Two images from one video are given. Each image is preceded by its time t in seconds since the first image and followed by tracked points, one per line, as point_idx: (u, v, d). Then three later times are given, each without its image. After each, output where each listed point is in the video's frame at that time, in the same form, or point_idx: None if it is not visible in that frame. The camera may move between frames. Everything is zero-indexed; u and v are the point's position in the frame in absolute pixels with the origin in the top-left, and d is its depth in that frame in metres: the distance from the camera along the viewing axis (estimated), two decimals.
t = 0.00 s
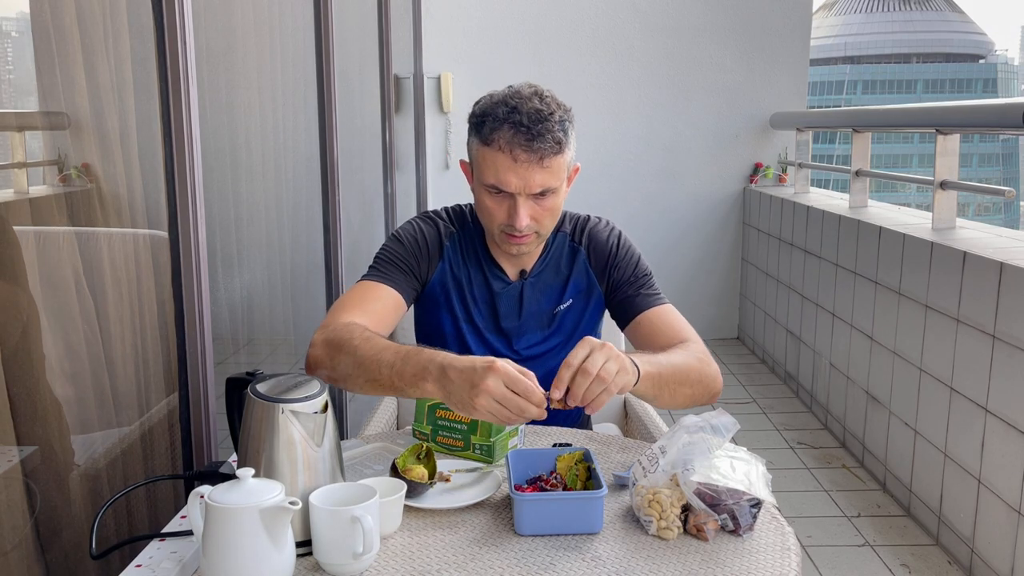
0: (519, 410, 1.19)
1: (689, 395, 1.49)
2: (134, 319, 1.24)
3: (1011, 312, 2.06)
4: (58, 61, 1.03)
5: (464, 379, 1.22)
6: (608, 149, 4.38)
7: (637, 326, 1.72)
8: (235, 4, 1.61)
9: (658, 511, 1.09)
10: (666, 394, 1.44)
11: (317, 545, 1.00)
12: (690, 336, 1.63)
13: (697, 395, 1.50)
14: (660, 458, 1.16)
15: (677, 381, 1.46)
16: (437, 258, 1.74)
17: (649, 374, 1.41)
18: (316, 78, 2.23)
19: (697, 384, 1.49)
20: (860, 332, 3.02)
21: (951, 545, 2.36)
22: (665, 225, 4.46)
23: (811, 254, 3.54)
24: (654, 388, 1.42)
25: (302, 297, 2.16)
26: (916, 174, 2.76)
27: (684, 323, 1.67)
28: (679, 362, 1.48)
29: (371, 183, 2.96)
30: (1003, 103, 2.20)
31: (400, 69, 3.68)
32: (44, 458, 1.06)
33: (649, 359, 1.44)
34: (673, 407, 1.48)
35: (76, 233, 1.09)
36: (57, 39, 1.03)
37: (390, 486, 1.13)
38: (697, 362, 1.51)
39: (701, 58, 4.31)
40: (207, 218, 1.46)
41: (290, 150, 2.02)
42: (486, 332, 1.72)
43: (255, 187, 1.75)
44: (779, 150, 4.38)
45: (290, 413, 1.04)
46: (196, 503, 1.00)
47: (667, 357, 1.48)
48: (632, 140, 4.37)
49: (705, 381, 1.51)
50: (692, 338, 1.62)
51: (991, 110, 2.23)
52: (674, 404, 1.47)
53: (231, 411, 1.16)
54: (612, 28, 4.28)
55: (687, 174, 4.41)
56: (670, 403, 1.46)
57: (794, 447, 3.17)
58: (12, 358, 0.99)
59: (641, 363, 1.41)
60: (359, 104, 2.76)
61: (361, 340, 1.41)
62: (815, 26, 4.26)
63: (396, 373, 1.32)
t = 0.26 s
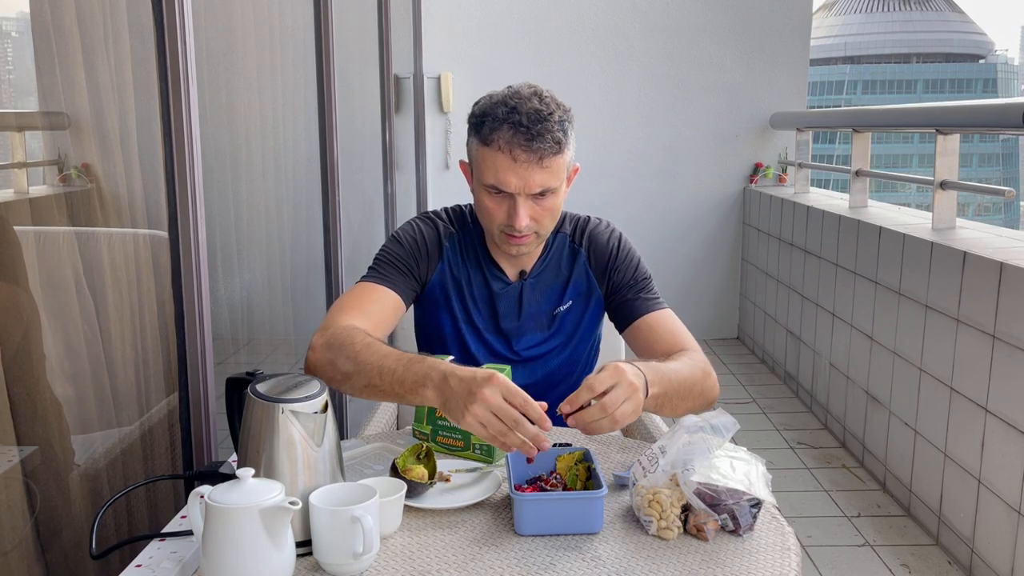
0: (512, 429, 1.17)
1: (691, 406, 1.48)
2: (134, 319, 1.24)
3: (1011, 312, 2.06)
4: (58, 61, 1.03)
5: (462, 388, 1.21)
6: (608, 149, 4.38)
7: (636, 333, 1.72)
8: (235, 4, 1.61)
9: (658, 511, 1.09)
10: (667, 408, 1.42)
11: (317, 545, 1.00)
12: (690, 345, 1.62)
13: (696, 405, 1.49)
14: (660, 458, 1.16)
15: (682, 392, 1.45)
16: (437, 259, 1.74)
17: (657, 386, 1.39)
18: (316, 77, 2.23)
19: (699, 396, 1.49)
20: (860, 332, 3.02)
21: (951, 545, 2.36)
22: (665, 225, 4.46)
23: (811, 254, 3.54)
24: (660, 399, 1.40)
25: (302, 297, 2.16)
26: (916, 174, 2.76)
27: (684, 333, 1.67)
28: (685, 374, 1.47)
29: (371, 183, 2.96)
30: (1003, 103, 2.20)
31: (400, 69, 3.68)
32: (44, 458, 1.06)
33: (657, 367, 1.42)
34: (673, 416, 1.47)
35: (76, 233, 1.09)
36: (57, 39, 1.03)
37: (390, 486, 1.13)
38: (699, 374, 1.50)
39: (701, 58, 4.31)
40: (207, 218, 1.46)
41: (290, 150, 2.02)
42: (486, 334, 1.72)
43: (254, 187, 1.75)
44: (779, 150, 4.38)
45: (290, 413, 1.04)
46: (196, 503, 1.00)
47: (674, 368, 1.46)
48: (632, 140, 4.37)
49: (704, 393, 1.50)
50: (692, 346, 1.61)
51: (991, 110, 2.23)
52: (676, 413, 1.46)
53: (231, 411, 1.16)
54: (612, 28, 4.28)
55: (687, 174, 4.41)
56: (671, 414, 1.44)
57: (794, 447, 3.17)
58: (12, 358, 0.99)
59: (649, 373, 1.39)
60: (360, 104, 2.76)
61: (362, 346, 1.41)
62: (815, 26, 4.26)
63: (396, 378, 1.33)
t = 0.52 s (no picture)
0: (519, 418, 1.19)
1: (689, 404, 1.48)
2: (134, 319, 1.24)
3: (1011, 312, 2.06)
4: (57, 61, 1.03)
5: (472, 384, 1.22)
6: (608, 149, 4.38)
7: (636, 331, 1.72)
8: (235, 6, 1.61)
9: (658, 511, 1.09)
10: (667, 406, 1.42)
11: (317, 545, 1.00)
12: (688, 342, 1.62)
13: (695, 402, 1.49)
14: (660, 458, 1.16)
15: (680, 390, 1.45)
16: (438, 259, 1.73)
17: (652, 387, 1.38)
18: (316, 78, 2.23)
19: (698, 392, 1.49)
20: (860, 332, 3.02)
21: (951, 546, 2.36)
22: (665, 225, 4.46)
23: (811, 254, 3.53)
24: (657, 399, 1.40)
25: (302, 297, 2.16)
26: (916, 174, 2.76)
27: (682, 330, 1.67)
28: (679, 372, 1.47)
29: (371, 184, 2.96)
30: (1003, 103, 2.20)
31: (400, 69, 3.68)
32: (44, 458, 1.06)
33: (651, 369, 1.42)
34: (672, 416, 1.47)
35: (76, 233, 1.09)
36: (57, 39, 1.03)
37: (390, 487, 1.13)
38: (697, 371, 1.50)
39: (701, 58, 4.31)
40: (207, 218, 1.46)
41: (290, 151, 2.01)
42: (486, 333, 1.72)
43: (254, 187, 1.75)
44: (779, 150, 4.38)
45: (290, 413, 1.04)
46: (196, 503, 1.00)
47: (670, 367, 1.46)
48: (632, 140, 4.37)
49: (703, 390, 1.50)
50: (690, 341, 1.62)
51: (991, 110, 2.23)
52: (674, 412, 1.45)
53: (231, 411, 1.16)
54: (612, 28, 4.28)
55: (687, 175, 4.41)
56: (669, 413, 1.44)
57: (794, 447, 3.17)
58: (11, 358, 0.99)
59: (644, 374, 1.39)
60: (360, 105, 2.76)
61: (368, 343, 1.41)
62: (815, 26, 4.26)
63: (404, 376, 1.33)
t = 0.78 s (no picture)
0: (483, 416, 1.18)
1: (689, 399, 1.48)
2: (134, 319, 1.24)
3: (1011, 312, 2.06)
4: (58, 60, 1.03)
5: (448, 370, 1.22)
6: (608, 149, 4.38)
7: (637, 329, 1.72)
8: (235, 6, 1.61)
9: (658, 511, 1.09)
10: (666, 400, 1.42)
11: (317, 545, 1.00)
12: (689, 338, 1.62)
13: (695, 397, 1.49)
14: (659, 458, 1.16)
15: (679, 387, 1.45)
16: (437, 258, 1.74)
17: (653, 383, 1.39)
18: (315, 78, 2.23)
19: (699, 389, 1.49)
20: (860, 331, 3.02)
21: (951, 546, 2.36)
22: (665, 226, 4.46)
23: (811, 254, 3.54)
24: (656, 395, 1.40)
25: (302, 297, 2.16)
26: (916, 174, 2.76)
27: (683, 326, 1.67)
28: (678, 368, 1.47)
29: (371, 184, 2.96)
30: (1003, 103, 2.20)
31: (400, 69, 3.68)
32: (44, 458, 1.06)
33: (650, 368, 1.42)
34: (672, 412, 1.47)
35: (76, 233, 1.09)
36: (57, 39, 1.03)
37: (390, 487, 1.13)
38: (695, 365, 1.51)
39: (701, 58, 4.31)
40: (207, 218, 1.46)
41: (290, 151, 2.01)
42: (487, 331, 1.72)
43: (254, 187, 1.75)
44: (779, 150, 4.38)
45: (290, 413, 1.04)
46: (196, 503, 1.00)
47: (668, 364, 1.46)
48: (632, 139, 4.37)
49: (704, 386, 1.50)
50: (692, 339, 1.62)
51: (991, 110, 2.23)
52: (674, 409, 1.45)
53: (231, 411, 1.16)
54: (612, 28, 4.28)
55: (687, 175, 4.41)
56: (669, 409, 1.44)
57: (794, 447, 3.17)
58: (11, 358, 0.99)
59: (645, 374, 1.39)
60: (360, 105, 2.76)
61: (352, 334, 1.44)
62: (815, 26, 4.26)
63: (386, 363, 1.34)
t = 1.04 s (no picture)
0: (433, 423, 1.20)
1: (694, 405, 1.48)
2: (134, 319, 1.24)
3: (1012, 312, 2.06)
4: (58, 60, 1.03)
5: (417, 370, 1.25)
6: (608, 149, 4.38)
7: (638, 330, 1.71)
8: (235, 6, 1.62)
9: (658, 511, 1.09)
10: (671, 408, 1.41)
11: (317, 545, 1.00)
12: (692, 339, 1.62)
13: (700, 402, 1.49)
14: (660, 458, 1.16)
15: (684, 393, 1.45)
16: (433, 259, 1.75)
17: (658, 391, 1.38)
18: (315, 78, 2.23)
19: (702, 394, 1.49)
20: (860, 331, 3.02)
21: (951, 545, 2.36)
22: (665, 226, 4.46)
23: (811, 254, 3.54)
24: (663, 403, 1.39)
25: (302, 297, 2.16)
26: (916, 174, 2.76)
27: (685, 326, 1.66)
28: (684, 374, 1.46)
29: (371, 184, 2.96)
30: (1003, 103, 2.20)
31: (400, 69, 3.68)
32: (44, 458, 1.06)
33: (656, 375, 1.41)
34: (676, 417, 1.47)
35: (76, 233, 1.09)
36: (57, 39, 1.03)
37: (390, 487, 1.13)
38: (701, 368, 1.51)
39: (701, 58, 4.31)
40: (207, 218, 1.46)
41: (290, 151, 2.01)
42: (486, 331, 1.72)
43: (255, 187, 1.75)
44: (779, 150, 4.38)
45: (290, 413, 1.04)
46: (196, 503, 1.00)
47: (673, 370, 1.46)
48: (632, 139, 4.37)
49: (707, 389, 1.50)
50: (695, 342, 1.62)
51: (991, 110, 2.23)
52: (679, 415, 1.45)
53: (231, 411, 1.16)
54: (612, 28, 4.28)
55: (687, 175, 4.41)
56: (674, 415, 1.44)
57: (794, 447, 3.17)
58: (11, 358, 0.99)
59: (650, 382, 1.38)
60: (360, 105, 2.76)
61: (328, 332, 1.47)
62: (815, 26, 4.26)
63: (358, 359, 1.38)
